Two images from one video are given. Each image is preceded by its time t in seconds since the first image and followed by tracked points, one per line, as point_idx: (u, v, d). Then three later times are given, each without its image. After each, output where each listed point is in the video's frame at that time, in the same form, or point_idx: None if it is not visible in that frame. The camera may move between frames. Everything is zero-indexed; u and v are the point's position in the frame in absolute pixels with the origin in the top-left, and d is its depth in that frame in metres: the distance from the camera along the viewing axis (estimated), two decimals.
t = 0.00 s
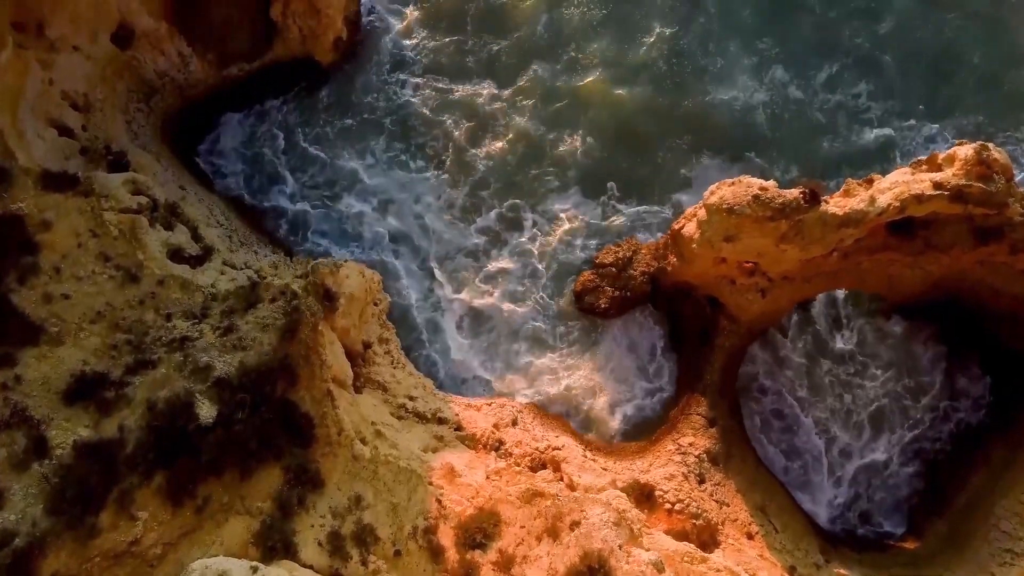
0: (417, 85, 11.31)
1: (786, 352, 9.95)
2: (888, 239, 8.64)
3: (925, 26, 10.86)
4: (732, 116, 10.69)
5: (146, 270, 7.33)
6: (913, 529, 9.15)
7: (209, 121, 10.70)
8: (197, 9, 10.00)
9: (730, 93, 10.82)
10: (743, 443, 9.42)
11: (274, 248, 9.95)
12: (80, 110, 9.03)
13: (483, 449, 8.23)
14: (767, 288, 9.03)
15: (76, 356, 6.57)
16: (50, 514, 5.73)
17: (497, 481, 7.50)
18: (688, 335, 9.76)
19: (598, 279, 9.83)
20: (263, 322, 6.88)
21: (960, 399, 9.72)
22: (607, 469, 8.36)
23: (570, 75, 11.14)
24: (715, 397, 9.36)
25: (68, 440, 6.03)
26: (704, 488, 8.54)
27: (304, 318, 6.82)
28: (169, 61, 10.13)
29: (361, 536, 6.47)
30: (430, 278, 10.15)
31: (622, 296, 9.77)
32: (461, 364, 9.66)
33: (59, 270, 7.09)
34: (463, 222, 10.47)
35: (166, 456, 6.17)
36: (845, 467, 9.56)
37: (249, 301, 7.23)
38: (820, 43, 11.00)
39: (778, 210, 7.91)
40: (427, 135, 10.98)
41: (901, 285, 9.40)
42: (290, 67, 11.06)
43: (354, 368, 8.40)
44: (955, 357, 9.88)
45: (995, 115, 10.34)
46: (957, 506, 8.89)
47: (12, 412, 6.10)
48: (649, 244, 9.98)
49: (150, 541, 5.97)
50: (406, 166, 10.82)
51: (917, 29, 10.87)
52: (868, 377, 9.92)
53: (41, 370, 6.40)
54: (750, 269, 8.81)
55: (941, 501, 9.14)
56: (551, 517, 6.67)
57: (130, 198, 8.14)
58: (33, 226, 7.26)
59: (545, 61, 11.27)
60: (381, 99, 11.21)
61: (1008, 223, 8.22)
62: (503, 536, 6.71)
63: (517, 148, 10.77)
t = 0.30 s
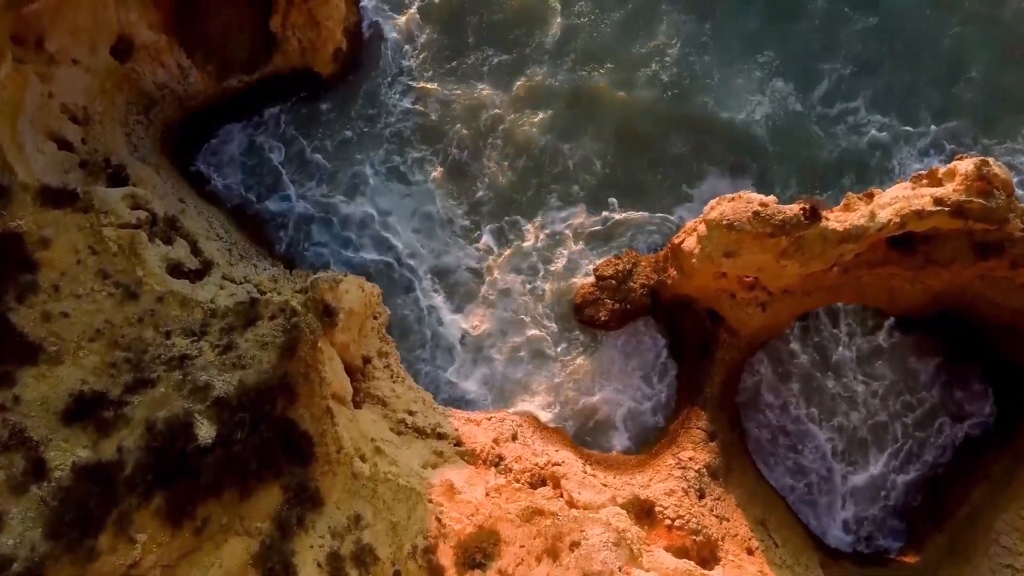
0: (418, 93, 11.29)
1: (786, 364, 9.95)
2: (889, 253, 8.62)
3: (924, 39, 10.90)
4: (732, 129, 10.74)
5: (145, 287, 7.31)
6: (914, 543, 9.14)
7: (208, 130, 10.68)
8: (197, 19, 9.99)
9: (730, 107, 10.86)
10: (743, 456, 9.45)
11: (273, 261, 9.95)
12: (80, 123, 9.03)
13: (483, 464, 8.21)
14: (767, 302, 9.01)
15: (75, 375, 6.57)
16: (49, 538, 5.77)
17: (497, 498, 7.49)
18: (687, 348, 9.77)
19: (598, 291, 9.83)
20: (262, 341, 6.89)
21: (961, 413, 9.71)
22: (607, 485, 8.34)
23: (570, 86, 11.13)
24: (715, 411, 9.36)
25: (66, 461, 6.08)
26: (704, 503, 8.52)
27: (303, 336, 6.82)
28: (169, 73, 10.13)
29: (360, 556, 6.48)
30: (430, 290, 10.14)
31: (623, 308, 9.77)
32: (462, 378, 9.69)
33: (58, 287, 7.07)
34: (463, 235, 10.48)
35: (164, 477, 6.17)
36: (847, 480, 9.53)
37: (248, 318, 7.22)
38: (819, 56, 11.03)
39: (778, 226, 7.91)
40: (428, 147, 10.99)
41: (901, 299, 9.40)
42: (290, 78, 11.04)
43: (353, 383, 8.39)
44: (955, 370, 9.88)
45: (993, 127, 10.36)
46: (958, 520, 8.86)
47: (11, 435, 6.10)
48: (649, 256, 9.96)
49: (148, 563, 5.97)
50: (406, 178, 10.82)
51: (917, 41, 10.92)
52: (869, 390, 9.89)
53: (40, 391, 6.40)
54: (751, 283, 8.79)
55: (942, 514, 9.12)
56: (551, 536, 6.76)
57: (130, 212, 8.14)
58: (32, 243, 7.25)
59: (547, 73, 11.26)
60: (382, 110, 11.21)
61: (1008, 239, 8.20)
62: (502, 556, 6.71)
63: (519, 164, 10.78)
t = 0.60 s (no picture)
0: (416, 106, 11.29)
1: (787, 377, 9.90)
2: (887, 268, 8.63)
3: (922, 51, 10.91)
4: (732, 140, 10.76)
5: (143, 304, 7.31)
6: (913, 556, 9.19)
7: (207, 142, 10.70)
8: (196, 29, 10.04)
9: (728, 119, 10.86)
10: (742, 469, 9.48)
11: (272, 274, 9.96)
12: (78, 136, 9.02)
13: (480, 480, 8.22)
14: (766, 316, 9.00)
15: (73, 394, 6.59)
16: (46, 560, 5.88)
17: (495, 516, 7.52)
18: (686, 362, 9.80)
19: (597, 304, 9.86)
20: (259, 358, 6.88)
21: (961, 426, 9.67)
22: (606, 501, 8.32)
23: (569, 99, 11.16)
24: (714, 424, 9.37)
25: (62, 483, 6.14)
26: (702, 517, 8.51)
27: (302, 353, 6.80)
28: (168, 85, 10.11)
29: None
30: (429, 303, 10.17)
31: (621, 321, 9.80)
32: (461, 394, 9.75)
33: (55, 306, 7.07)
34: (462, 248, 10.51)
35: (163, 498, 6.20)
36: (848, 493, 9.52)
37: (246, 336, 7.21)
38: (819, 68, 11.02)
39: (777, 243, 7.90)
40: (425, 159, 11.00)
41: (901, 313, 9.39)
42: (290, 89, 11.02)
43: (352, 398, 8.42)
44: (954, 382, 9.84)
45: (992, 139, 10.34)
46: (956, 535, 8.93)
47: (7, 456, 6.16)
48: (648, 269, 9.95)
49: None
50: (405, 190, 10.82)
51: (915, 54, 10.93)
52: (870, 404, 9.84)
53: (38, 411, 6.45)
54: (750, 297, 8.77)
55: (941, 528, 9.18)
56: (549, 556, 6.70)
57: (128, 227, 8.12)
58: (30, 261, 7.26)
59: (547, 85, 11.25)
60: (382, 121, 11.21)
61: (1007, 254, 8.17)
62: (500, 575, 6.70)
63: (519, 179, 10.81)
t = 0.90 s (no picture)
0: (415, 115, 11.26)
1: (787, 389, 9.90)
2: (886, 281, 8.61)
3: (919, 60, 10.93)
4: (731, 151, 10.78)
5: (140, 319, 7.31)
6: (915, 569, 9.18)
7: (207, 151, 10.71)
8: (193, 41, 10.08)
9: (728, 129, 10.86)
10: (742, 480, 9.47)
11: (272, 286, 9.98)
12: (76, 148, 9.02)
13: (479, 494, 8.21)
14: (765, 329, 8.98)
15: (70, 411, 6.60)
16: None
17: (494, 531, 7.56)
18: (685, 373, 9.80)
19: (596, 315, 9.87)
20: (257, 374, 6.87)
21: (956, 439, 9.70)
22: (605, 514, 8.32)
23: (568, 109, 11.16)
24: (713, 437, 9.35)
25: (59, 503, 6.11)
26: (701, 531, 8.49)
27: (299, 369, 6.81)
28: (166, 96, 10.07)
29: None
30: (430, 315, 10.19)
31: (620, 332, 9.82)
32: (462, 405, 9.80)
33: (53, 321, 7.08)
34: (461, 258, 10.50)
35: (161, 518, 6.21)
36: (847, 506, 9.52)
37: (243, 351, 7.19)
38: (818, 77, 11.00)
39: (776, 257, 7.89)
40: (422, 169, 10.96)
41: (900, 325, 9.39)
42: (289, 100, 10.96)
43: (351, 411, 8.42)
44: (952, 393, 9.85)
45: (983, 150, 10.47)
46: (955, 547, 8.87)
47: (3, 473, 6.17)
48: (647, 280, 9.97)
49: None
50: (405, 201, 10.80)
51: (912, 63, 10.95)
52: (871, 416, 9.81)
53: (35, 428, 6.45)
54: (749, 310, 8.77)
55: (940, 538, 9.16)
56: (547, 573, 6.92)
57: (126, 239, 8.11)
58: (28, 276, 7.25)
59: (548, 94, 11.23)
60: (375, 130, 11.16)
61: (1007, 267, 8.15)
62: None
63: (519, 191, 10.81)
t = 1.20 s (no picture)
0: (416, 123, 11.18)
1: (791, 400, 9.83)
2: (887, 292, 8.59)
3: (919, 70, 10.96)
4: (730, 162, 10.79)
5: (139, 331, 7.29)
6: None
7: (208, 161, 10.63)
8: (193, 50, 10.09)
9: (727, 139, 10.88)
10: (742, 490, 9.45)
11: (272, 296, 9.96)
12: (75, 158, 9.00)
13: (479, 506, 8.20)
14: (766, 339, 8.96)
15: (69, 426, 6.65)
16: None
17: (494, 545, 7.58)
18: (685, 383, 9.79)
19: (596, 325, 9.87)
20: (257, 389, 6.85)
21: (957, 449, 9.70)
22: (605, 527, 8.30)
23: (568, 118, 11.13)
24: (714, 447, 9.33)
25: (57, 519, 6.16)
26: (702, 543, 8.47)
27: (299, 384, 6.79)
28: (166, 105, 10.03)
29: None
30: (431, 325, 10.17)
31: (621, 342, 9.82)
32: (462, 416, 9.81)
33: (52, 335, 7.10)
34: (461, 268, 10.48)
35: (162, 533, 6.24)
36: (846, 517, 9.54)
37: (243, 364, 7.16)
38: (818, 86, 11.00)
39: (777, 270, 7.87)
40: (425, 177, 10.91)
41: (902, 336, 9.36)
42: (288, 108, 10.90)
43: (351, 423, 8.40)
44: (952, 402, 9.84)
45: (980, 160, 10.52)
46: (956, 559, 8.88)
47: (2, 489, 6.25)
48: (647, 290, 9.99)
49: None
50: (405, 210, 10.77)
51: (911, 72, 10.96)
52: (875, 429, 9.75)
53: (33, 444, 6.50)
54: (749, 321, 8.75)
55: (942, 552, 9.15)
56: None
57: (125, 250, 8.07)
58: (27, 289, 7.24)
59: (549, 103, 11.21)
60: (376, 136, 11.07)
61: (1008, 279, 8.14)
62: None
63: (519, 201, 10.79)
